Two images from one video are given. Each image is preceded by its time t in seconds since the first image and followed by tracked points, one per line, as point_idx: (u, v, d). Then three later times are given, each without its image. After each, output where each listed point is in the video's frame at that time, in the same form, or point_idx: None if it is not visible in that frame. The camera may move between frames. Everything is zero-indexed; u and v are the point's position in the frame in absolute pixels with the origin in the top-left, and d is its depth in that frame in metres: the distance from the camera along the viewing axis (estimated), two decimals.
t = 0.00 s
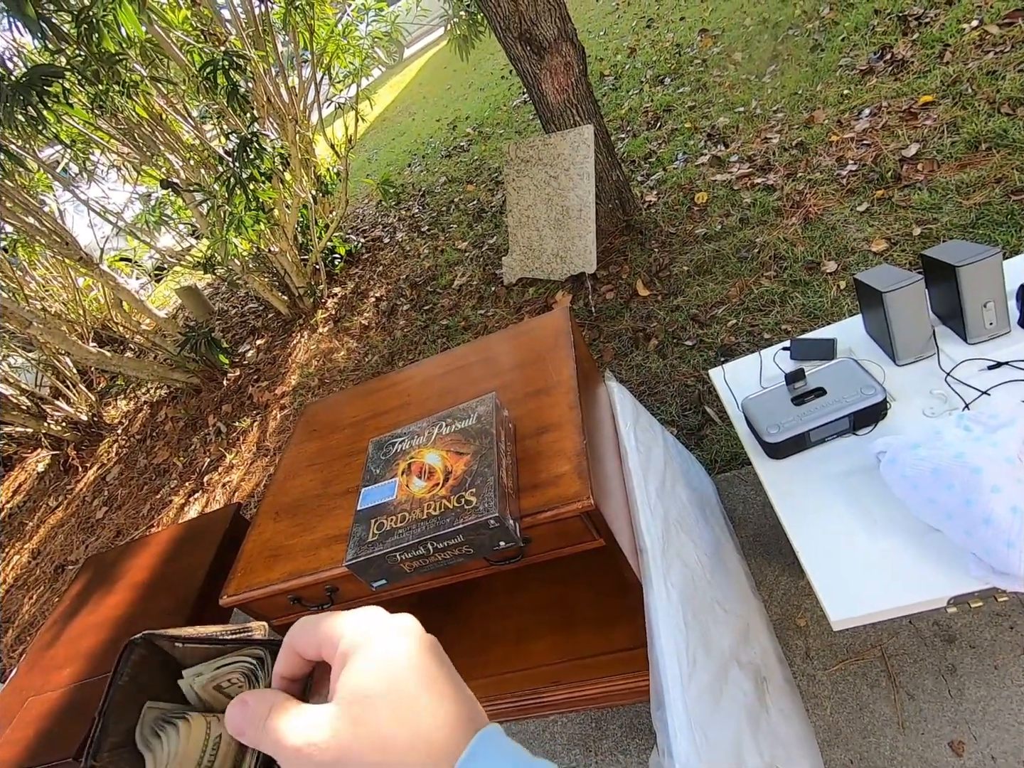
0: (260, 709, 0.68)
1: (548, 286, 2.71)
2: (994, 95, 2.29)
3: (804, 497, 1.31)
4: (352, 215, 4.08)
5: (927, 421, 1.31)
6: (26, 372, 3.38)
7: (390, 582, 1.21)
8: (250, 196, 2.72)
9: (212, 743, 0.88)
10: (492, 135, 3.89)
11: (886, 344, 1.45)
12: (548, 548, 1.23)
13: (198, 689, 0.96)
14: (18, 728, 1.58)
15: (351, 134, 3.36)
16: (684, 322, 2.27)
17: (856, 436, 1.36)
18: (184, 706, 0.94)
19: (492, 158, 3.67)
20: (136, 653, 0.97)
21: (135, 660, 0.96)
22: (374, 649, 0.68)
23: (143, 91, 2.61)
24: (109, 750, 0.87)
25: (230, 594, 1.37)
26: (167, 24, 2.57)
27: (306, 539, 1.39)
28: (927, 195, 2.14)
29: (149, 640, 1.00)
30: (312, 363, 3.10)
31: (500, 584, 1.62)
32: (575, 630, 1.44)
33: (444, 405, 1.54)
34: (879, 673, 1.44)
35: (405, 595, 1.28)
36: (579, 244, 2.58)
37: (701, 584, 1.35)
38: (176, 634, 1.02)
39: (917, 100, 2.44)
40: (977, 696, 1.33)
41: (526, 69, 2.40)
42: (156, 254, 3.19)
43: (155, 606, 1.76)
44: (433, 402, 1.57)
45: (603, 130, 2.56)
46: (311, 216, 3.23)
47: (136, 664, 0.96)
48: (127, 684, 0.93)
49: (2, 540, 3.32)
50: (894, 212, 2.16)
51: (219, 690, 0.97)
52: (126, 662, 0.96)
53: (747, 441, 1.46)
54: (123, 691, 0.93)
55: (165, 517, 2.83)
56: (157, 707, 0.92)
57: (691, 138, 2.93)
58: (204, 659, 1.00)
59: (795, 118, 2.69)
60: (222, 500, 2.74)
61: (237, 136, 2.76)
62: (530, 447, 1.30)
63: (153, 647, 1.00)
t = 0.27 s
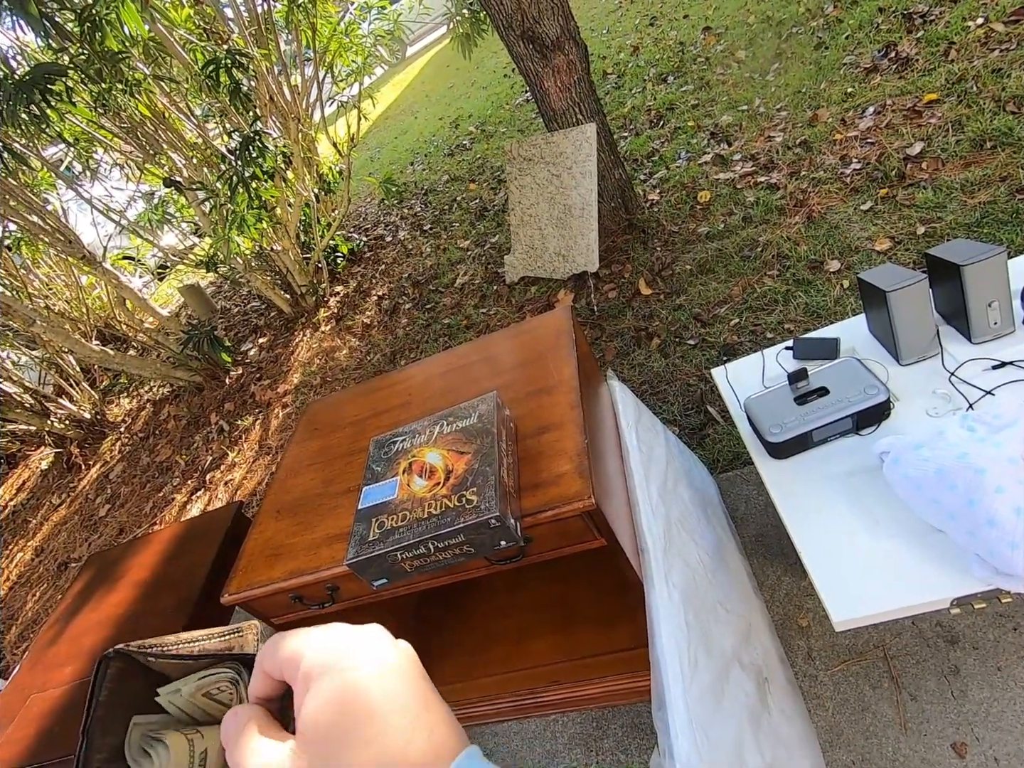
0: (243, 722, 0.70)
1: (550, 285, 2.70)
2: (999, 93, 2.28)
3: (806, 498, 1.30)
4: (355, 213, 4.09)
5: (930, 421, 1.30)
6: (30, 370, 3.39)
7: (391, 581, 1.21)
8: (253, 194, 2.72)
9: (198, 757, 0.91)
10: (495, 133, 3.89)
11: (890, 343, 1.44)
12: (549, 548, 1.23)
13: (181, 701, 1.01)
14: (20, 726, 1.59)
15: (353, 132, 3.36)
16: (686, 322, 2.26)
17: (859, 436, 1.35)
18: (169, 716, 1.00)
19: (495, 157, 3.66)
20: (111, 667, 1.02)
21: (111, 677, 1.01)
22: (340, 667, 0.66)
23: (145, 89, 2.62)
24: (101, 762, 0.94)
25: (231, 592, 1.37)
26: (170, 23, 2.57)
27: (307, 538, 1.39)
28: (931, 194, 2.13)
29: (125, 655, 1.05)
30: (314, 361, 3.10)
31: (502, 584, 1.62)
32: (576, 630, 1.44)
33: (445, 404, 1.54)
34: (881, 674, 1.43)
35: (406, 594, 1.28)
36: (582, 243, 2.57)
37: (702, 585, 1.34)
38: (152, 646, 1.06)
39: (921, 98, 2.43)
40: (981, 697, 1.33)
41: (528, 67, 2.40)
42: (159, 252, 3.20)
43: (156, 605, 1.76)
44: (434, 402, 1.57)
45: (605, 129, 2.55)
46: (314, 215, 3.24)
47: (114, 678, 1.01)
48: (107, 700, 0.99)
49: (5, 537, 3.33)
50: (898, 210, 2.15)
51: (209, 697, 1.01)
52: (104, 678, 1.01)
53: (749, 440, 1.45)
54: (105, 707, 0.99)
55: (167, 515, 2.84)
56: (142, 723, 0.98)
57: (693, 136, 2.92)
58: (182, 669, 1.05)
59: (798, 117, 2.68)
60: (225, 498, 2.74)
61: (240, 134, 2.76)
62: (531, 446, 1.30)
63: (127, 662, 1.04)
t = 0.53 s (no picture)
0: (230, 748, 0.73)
1: (553, 282, 2.70)
2: (1005, 90, 2.27)
3: (809, 496, 1.30)
4: (358, 209, 4.08)
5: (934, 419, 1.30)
6: (33, 365, 3.40)
7: (393, 576, 1.21)
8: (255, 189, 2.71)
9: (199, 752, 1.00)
10: (498, 129, 3.88)
11: (894, 341, 1.44)
12: (550, 545, 1.23)
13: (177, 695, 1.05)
14: (24, 719, 1.59)
15: (356, 128, 3.35)
16: (689, 319, 2.26)
17: (862, 434, 1.35)
18: (169, 709, 1.05)
19: (498, 153, 3.65)
20: (114, 656, 1.06)
21: (115, 664, 1.05)
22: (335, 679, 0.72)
23: (148, 84, 2.61)
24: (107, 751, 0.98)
25: (233, 587, 1.37)
26: (173, 17, 2.56)
27: (309, 533, 1.39)
28: (937, 192, 2.12)
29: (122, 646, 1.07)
30: (316, 357, 3.10)
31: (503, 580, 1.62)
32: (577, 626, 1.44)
33: (447, 400, 1.54)
34: (882, 672, 1.43)
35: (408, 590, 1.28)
36: (585, 240, 2.57)
37: (704, 582, 1.34)
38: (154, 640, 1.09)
39: (927, 95, 2.42)
40: (982, 696, 1.33)
41: (532, 63, 2.39)
42: (162, 248, 3.20)
43: (159, 598, 1.77)
44: (436, 398, 1.57)
45: (609, 126, 2.54)
46: (316, 211, 3.23)
47: (117, 666, 1.05)
48: (113, 687, 1.03)
49: (9, 531, 3.34)
50: (903, 208, 2.14)
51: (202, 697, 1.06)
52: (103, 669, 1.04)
53: (751, 438, 1.45)
54: (110, 692, 1.03)
55: (169, 510, 2.85)
56: (147, 716, 1.03)
57: (698, 133, 2.91)
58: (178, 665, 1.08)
59: (803, 114, 2.67)
60: (227, 494, 2.75)
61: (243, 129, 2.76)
62: (534, 443, 1.30)
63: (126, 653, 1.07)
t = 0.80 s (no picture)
0: (222, 731, 0.65)
1: (555, 278, 2.69)
2: (1011, 88, 2.25)
3: (811, 493, 1.29)
4: (360, 204, 4.07)
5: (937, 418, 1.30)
6: (35, 358, 3.40)
7: (393, 571, 1.21)
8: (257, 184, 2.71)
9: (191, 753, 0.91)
10: (501, 124, 3.87)
11: (897, 340, 1.43)
12: (552, 542, 1.23)
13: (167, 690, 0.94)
14: (25, 710, 1.59)
15: (358, 122, 3.34)
16: (692, 316, 2.25)
17: (865, 432, 1.34)
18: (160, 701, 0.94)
19: (500, 148, 3.64)
20: (94, 670, 0.93)
21: (93, 683, 0.92)
22: (346, 652, 0.61)
23: (150, 77, 2.61)
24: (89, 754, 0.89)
25: (234, 581, 1.37)
26: (175, 9, 2.55)
27: (310, 528, 1.39)
28: (941, 190, 2.11)
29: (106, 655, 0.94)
30: (317, 352, 3.10)
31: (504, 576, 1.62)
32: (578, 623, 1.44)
33: (449, 396, 1.54)
34: (882, 670, 1.43)
35: (408, 585, 1.28)
36: (587, 236, 2.56)
37: (705, 580, 1.34)
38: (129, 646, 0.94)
39: (933, 92, 2.40)
40: (982, 695, 1.32)
41: (535, 58, 2.38)
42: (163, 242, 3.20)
43: (160, 592, 1.77)
44: (438, 393, 1.57)
45: (612, 121, 2.53)
46: (318, 206, 3.23)
47: (95, 682, 0.92)
48: (92, 704, 0.91)
49: (11, 523, 3.35)
50: (907, 206, 2.13)
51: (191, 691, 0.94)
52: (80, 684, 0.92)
53: (754, 436, 1.44)
54: (91, 709, 0.91)
55: (170, 504, 2.85)
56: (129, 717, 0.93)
57: (701, 129, 2.90)
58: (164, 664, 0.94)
59: (807, 110, 2.65)
60: (228, 488, 2.75)
61: (245, 123, 2.75)
62: (535, 439, 1.30)
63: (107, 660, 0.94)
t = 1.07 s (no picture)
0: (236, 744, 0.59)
1: (557, 278, 2.69)
2: (1015, 90, 2.25)
3: (812, 495, 1.30)
4: (362, 202, 4.07)
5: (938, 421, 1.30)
6: (37, 354, 3.41)
7: (395, 570, 1.21)
8: (260, 181, 2.71)
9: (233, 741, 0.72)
10: (503, 123, 3.87)
11: (899, 342, 1.43)
12: (553, 542, 1.23)
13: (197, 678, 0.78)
14: (28, 705, 1.60)
15: (361, 120, 3.34)
16: (694, 317, 2.25)
17: (866, 434, 1.35)
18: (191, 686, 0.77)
19: (503, 147, 3.64)
20: (140, 638, 0.78)
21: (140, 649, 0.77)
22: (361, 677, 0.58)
23: (154, 73, 2.62)
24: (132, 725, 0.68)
25: (236, 579, 1.37)
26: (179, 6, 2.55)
27: (312, 526, 1.40)
28: (944, 192, 2.11)
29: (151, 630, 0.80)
30: (319, 350, 3.10)
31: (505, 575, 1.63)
32: (577, 622, 1.44)
33: (451, 395, 1.54)
34: (881, 672, 1.43)
35: (409, 584, 1.28)
36: (589, 235, 2.56)
37: (705, 580, 1.34)
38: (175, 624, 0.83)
39: (936, 94, 2.40)
40: (981, 697, 1.33)
41: (539, 57, 2.37)
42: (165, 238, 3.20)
43: (162, 587, 1.78)
44: (440, 392, 1.57)
45: (615, 121, 2.53)
46: (320, 203, 3.23)
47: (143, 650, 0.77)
48: (139, 668, 0.75)
49: (12, 518, 3.36)
50: (910, 208, 2.13)
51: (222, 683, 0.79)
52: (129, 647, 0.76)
53: (755, 437, 1.45)
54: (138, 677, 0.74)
55: (171, 500, 2.86)
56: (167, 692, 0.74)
57: (704, 129, 2.89)
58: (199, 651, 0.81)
59: (811, 111, 2.65)
60: (229, 485, 2.75)
61: (248, 120, 2.75)
62: (537, 439, 1.30)
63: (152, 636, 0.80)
